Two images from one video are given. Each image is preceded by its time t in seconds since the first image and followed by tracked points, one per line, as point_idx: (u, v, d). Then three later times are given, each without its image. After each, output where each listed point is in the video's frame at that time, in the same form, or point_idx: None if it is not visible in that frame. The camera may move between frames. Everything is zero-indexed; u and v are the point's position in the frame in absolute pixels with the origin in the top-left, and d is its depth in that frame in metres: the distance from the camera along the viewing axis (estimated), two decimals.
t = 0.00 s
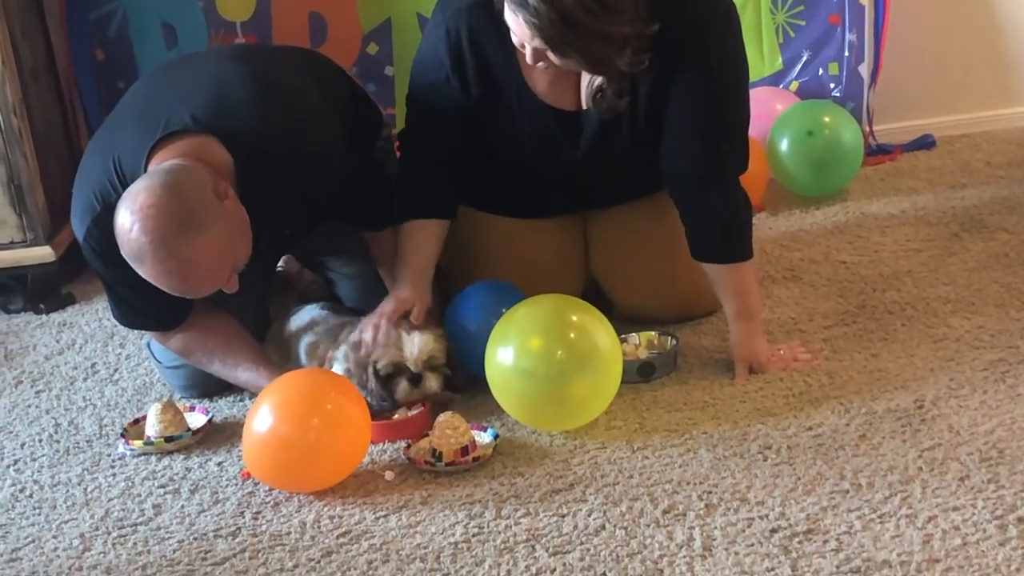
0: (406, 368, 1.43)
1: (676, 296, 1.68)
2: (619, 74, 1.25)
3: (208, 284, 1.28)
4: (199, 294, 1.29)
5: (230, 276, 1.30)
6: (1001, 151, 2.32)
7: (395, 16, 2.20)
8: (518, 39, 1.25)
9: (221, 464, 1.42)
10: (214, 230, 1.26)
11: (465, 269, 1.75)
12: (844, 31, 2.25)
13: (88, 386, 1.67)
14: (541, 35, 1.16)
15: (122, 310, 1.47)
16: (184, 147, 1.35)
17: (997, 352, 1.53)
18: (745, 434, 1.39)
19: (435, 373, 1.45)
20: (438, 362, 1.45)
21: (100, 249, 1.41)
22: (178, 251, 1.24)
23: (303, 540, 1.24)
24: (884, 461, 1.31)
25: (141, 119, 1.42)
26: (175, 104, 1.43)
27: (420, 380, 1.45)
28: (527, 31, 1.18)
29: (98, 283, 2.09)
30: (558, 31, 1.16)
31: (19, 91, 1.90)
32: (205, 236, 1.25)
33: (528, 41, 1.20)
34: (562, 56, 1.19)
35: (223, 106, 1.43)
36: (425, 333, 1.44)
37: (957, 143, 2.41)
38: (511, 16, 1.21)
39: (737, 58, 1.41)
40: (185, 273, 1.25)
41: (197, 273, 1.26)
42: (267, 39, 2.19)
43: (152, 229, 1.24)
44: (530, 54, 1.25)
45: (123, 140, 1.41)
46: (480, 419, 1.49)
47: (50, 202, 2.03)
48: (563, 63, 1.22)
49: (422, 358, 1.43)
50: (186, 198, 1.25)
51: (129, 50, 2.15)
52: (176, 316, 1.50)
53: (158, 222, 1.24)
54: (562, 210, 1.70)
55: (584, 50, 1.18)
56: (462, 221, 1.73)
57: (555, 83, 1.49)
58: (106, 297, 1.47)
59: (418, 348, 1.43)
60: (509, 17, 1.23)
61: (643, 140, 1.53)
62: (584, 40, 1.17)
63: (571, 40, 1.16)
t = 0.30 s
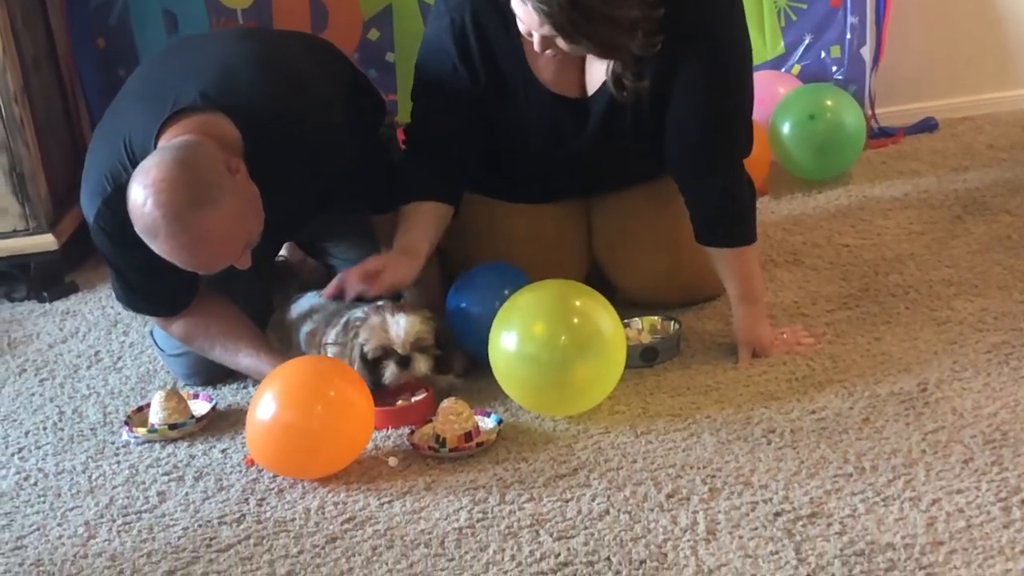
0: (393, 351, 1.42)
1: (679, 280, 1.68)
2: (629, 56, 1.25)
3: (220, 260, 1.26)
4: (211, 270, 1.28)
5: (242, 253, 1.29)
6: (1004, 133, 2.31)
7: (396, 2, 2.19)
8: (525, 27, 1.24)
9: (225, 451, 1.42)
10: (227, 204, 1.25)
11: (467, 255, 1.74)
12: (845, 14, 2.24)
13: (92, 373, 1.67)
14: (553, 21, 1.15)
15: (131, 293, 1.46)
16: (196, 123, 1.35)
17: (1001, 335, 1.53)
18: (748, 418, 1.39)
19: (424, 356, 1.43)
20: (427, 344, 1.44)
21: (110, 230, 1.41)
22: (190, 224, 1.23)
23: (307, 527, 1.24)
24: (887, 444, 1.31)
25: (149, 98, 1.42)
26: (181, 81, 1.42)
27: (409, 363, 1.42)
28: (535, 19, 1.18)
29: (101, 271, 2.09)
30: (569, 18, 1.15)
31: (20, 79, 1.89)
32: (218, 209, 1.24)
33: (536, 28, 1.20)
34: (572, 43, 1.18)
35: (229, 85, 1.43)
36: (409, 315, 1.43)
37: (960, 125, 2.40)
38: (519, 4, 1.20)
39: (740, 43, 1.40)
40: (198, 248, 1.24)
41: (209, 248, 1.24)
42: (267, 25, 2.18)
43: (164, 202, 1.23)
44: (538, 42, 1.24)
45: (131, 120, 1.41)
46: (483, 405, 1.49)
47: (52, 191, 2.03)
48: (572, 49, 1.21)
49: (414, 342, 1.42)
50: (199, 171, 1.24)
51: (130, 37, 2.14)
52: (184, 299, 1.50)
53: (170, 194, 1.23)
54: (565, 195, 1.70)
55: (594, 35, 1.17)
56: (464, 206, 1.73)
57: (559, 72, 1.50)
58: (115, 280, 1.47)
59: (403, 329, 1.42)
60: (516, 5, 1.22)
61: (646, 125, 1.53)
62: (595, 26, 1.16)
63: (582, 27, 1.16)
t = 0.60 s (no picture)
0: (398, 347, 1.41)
1: (681, 269, 1.68)
2: (633, 47, 1.26)
3: (237, 209, 1.25)
4: (226, 220, 1.27)
5: (257, 206, 1.28)
6: (1005, 121, 2.31)
7: None
8: (528, 21, 1.24)
9: (228, 443, 1.42)
10: (248, 153, 1.24)
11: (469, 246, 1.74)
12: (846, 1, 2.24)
13: (95, 366, 1.67)
14: (556, 14, 1.15)
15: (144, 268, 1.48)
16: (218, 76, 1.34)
17: (1003, 323, 1.53)
18: (751, 407, 1.39)
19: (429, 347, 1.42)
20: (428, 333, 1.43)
21: (127, 200, 1.40)
22: (212, 169, 1.22)
23: (311, 518, 1.25)
24: (890, 432, 1.31)
25: (161, 69, 1.40)
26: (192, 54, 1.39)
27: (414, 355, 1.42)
28: (539, 11, 1.17)
29: (102, 264, 2.09)
30: (573, 11, 1.14)
31: (20, 72, 1.89)
32: (239, 156, 1.23)
33: (540, 21, 1.19)
34: (577, 35, 1.18)
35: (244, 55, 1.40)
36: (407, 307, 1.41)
37: (961, 113, 2.39)
38: None
39: (742, 31, 1.40)
40: (216, 194, 1.23)
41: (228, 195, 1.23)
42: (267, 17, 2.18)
43: (186, 147, 1.22)
44: (541, 35, 1.24)
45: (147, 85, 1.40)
46: (486, 395, 1.50)
47: (54, 184, 2.02)
48: (576, 41, 1.21)
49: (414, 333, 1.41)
50: (222, 118, 1.24)
51: (131, 30, 2.14)
52: (195, 274, 1.52)
53: (194, 139, 1.22)
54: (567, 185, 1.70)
55: (599, 26, 1.17)
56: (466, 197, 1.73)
57: (561, 63, 1.50)
58: (128, 252, 1.47)
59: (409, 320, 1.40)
60: None
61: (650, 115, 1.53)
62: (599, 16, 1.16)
63: (586, 19, 1.15)
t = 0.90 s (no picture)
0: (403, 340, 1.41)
1: (681, 267, 1.68)
2: (637, 46, 1.26)
3: (260, 153, 1.24)
4: (246, 164, 1.25)
5: (277, 157, 1.27)
6: (1005, 117, 2.31)
7: None
8: (530, 18, 1.24)
9: (229, 443, 1.42)
10: (278, 98, 1.25)
11: (469, 244, 1.74)
12: None
13: (95, 367, 1.67)
14: (559, 13, 1.15)
15: (158, 233, 1.47)
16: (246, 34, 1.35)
17: (1003, 319, 1.53)
18: (751, 405, 1.39)
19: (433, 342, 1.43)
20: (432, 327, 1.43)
21: (141, 158, 1.41)
22: (245, 106, 1.22)
23: (312, 518, 1.25)
24: (891, 429, 1.31)
25: (171, 25, 1.39)
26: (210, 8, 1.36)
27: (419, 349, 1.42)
28: (541, 10, 1.17)
29: (102, 265, 2.09)
30: (576, 9, 1.14)
31: (19, 73, 1.89)
32: (271, 98, 1.24)
33: (541, 19, 1.19)
34: (579, 33, 1.18)
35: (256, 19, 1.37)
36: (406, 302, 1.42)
37: (961, 109, 2.39)
38: None
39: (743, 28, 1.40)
40: (245, 132, 1.22)
41: (255, 134, 1.22)
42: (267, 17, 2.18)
43: (221, 81, 1.22)
44: (543, 32, 1.24)
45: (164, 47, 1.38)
46: (487, 394, 1.50)
47: (54, 185, 2.02)
48: (578, 40, 1.21)
49: (413, 325, 1.41)
50: (256, 61, 1.24)
51: (130, 31, 2.16)
52: (210, 244, 1.51)
53: (229, 75, 1.22)
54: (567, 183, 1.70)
55: (601, 25, 1.16)
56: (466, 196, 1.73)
57: (561, 56, 1.49)
58: (140, 214, 1.48)
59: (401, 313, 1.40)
60: None
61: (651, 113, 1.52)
62: (601, 15, 1.16)
63: (589, 18, 1.15)
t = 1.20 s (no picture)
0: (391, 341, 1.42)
1: (679, 268, 1.68)
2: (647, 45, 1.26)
3: (260, 141, 1.25)
4: (245, 151, 1.26)
5: (276, 150, 1.28)
6: (1002, 117, 2.31)
7: None
8: (539, 16, 1.25)
9: (229, 447, 1.42)
10: (282, 88, 1.26)
11: (468, 247, 1.74)
12: None
13: (94, 372, 1.67)
14: (569, 12, 1.15)
15: (151, 224, 1.47)
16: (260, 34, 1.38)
17: (1003, 319, 1.53)
18: (751, 406, 1.39)
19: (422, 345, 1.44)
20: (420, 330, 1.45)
21: (146, 150, 1.41)
22: (249, 92, 1.23)
23: (312, 521, 1.25)
24: (891, 430, 1.31)
25: (177, 23, 1.40)
26: (215, 8, 1.36)
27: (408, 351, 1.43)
28: (552, 8, 1.18)
29: (101, 269, 2.09)
30: (587, 9, 1.14)
31: (18, 78, 1.89)
32: (275, 88, 1.25)
33: (552, 17, 1.21)
34: (589, 32, 1.18)
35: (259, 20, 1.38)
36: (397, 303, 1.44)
37: (959, 110, 2.40)
38: None
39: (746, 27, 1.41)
40: (247, 117, 1.23)
41: (257, 121, 1.23)
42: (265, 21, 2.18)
43: (228, 65, 1.24)
44: (552, 30, 1.25)
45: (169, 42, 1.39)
46: (486, 396, 1.50)
47: (53, 190, 2.03)
48: (588, 38, 1.21)
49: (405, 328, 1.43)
50: (265, 51, 1.27)
51: (129, 35, 2.16)
52: (200, 243, 1.52)
53: (237, 59, 1.24)
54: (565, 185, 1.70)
55: (611, 25, 1.17)
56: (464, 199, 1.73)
57: (568, 57, 1.48)
58: (132, 204, 1.48)
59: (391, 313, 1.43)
60: None
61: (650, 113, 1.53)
62: (612, 15, 1.16)
63: (600, 18, 1.16)
